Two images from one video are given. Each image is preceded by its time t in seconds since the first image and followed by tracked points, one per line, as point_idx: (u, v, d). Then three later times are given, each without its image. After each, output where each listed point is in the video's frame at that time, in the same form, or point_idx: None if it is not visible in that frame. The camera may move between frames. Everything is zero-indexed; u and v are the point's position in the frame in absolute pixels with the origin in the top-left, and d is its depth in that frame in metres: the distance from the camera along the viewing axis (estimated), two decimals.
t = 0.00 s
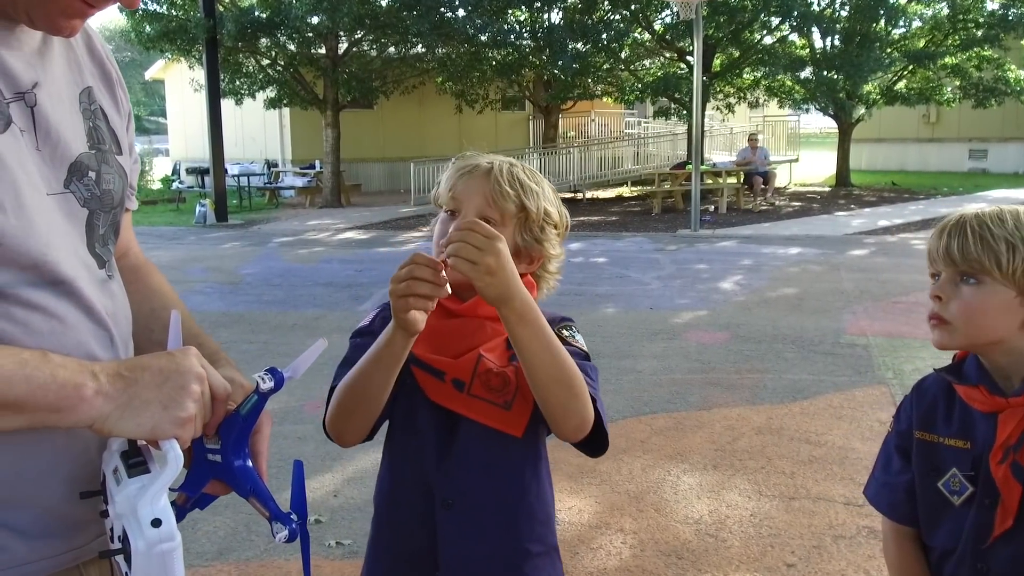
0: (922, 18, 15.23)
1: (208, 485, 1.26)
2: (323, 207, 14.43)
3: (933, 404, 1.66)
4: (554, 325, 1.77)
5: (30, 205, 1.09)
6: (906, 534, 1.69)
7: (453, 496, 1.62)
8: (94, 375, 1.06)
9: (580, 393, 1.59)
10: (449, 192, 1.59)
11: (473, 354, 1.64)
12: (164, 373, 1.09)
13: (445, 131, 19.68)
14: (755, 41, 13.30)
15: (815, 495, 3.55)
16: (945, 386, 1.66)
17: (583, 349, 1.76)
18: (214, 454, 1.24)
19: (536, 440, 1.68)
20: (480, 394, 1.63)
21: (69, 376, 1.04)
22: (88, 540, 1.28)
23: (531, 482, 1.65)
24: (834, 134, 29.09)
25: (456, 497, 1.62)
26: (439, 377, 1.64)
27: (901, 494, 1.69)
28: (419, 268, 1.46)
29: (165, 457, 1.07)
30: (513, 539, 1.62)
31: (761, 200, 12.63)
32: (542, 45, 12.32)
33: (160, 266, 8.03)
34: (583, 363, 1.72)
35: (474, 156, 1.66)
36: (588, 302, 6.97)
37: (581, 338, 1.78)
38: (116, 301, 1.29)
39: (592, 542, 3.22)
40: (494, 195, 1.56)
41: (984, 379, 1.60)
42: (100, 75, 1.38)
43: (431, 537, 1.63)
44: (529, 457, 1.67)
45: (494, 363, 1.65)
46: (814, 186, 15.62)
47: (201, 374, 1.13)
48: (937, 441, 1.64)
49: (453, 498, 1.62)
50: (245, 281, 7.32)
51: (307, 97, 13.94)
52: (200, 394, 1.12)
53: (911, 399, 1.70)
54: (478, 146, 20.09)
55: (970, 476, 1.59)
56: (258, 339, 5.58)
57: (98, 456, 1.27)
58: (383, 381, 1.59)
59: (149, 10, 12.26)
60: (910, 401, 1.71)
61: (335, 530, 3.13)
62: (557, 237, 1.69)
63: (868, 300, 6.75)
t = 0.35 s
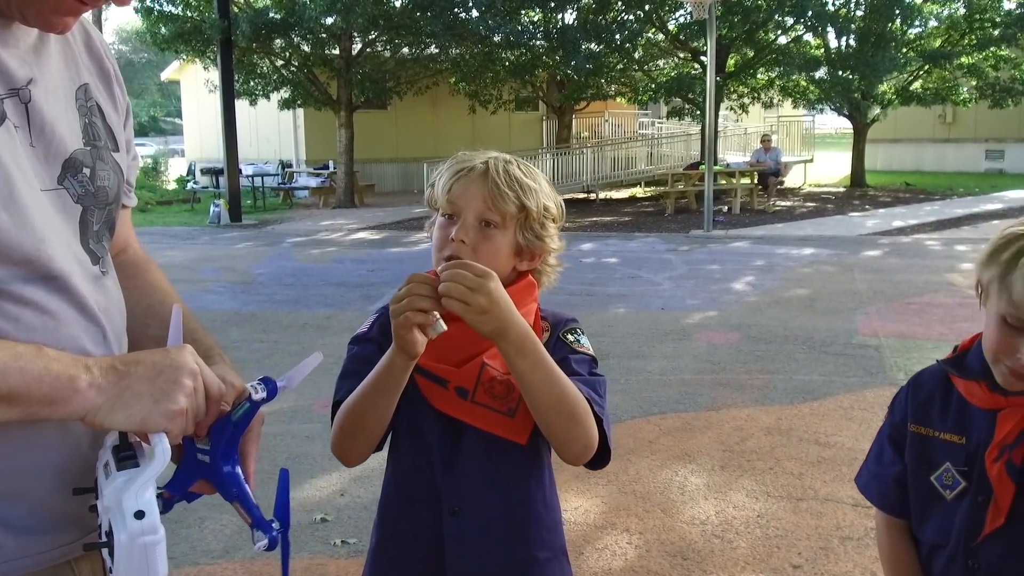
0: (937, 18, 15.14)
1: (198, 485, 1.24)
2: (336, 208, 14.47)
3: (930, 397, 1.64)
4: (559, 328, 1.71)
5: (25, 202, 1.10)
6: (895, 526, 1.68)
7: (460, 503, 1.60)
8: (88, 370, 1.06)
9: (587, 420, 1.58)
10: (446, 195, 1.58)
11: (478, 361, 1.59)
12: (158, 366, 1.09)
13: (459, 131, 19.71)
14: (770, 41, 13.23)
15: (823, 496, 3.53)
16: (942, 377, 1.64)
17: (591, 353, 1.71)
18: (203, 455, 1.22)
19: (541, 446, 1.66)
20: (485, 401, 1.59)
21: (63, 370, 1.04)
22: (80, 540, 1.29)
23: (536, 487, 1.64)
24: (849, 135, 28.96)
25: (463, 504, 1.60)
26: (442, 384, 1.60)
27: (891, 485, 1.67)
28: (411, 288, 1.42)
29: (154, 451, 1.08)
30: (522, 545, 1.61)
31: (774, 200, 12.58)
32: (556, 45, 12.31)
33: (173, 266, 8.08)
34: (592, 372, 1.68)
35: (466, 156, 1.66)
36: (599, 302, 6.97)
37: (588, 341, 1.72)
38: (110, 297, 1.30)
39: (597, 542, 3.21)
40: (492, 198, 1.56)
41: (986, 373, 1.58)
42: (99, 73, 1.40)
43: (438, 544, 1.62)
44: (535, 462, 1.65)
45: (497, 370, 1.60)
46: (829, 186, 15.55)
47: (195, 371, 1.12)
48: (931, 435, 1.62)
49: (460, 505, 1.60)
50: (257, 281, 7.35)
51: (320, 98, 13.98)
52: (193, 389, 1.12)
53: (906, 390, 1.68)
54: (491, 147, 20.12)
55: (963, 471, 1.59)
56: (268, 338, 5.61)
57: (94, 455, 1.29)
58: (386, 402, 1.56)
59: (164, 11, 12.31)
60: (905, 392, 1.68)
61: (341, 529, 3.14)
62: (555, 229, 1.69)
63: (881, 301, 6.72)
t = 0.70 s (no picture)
0: (952, 16, 15.01)
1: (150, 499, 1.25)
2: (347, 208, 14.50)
3: (924, 405, 1.62)
4: (541, 336, 1.68)
5: None
6: (887, 541, 1.65)
7: (438, 518, 1.59)
8: (43, 383, 1.05)
9: (563, 436, 1.56)
10: (421, 200, 1.56)
11: (455, 372, 1.58)
12: (118, 378, 1.10)
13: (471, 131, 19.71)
14: (782, 40, 13.15)
15: (826, 501, 3.49)
16: (938, 387, 1.62)
17: (573, 361, 1.69)
18: (156, 469, 1.23)
19: (519, 460, 1.64)
20: (463, 412, 1.58)
21: (19, 377, 1.03)
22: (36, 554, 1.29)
23: (515, 500, 1.63)
24: (864, 134, 28.76)
25: (441, 519, 1.59)
26: (419, 395, 1.59)
27: (884, 498, 1.64)
28: (384, 303, 1.42)
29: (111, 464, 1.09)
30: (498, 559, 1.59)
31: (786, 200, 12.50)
32: (567, 45, 12.30)
33: (183, 265, 8.11)
34: (574, 382, 1.66)
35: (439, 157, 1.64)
36: (606, 303, 6.95)
37: (569, 349, 1.70)
38: (68, 301, 1.30)
39: (595, 546, 3.19)
40: (469, 202, 1.55)
41: (983, 382, 1.55)
42: (59, 73, 1.40)
43: (416, 557, 1.60)
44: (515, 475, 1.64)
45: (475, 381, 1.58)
46: (842, 186, 15.46)
47: (155, 383, 1.14)
48: (924, 446, 1.60)
49: (437, 518, 1.59)
50: (265, 281, 7.37)
51: (331, 98, 14.01)
52: (152, 400, 1.14)
53: (900, 400, 1.65)
54: (504, 147, 20.11)
55: (957, 484, 1.55)
56: (274, 339, 5.62)
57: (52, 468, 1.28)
58: (361, 414, 1.56)
59: (176, 12, 12.37)
60: (899, 402, 1.66)
61: (338, 532, 3.14)
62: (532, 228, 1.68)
63: (891, 302, 6.67)
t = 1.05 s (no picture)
0: (972, 15, 14.87)
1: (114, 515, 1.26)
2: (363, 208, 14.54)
3: (914, 421, 1.60)
4: (525, 343, 1.67)
5: None
6: (877, 556, 1.64)
7: (423, 529, 1.59)
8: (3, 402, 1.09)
9: (562, 438, 1.56)
10: (389, 211, 1.57)
11: (438, 384, 1.58)
12: (81, 398, 1.13)
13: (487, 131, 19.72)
14: (798, 39, 13.06)
15: (834, 507, 3.46)
16: (929, 402, 1.60)
17: (559, 366, 1.68)
18: (123, 483, 1.24)
19: (507, 469, 1.64)
20: (447, 423, 1.59)
21: None
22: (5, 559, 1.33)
23: (503, 512, 1.63)
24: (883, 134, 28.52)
25: (426, 530, 1.59)
26: (402, 407, 1.60)
27: (874, 514, 1.64)
28: (363, 330, 1.42)
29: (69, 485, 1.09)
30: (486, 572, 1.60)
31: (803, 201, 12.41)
32: (583, 45, 12.27)
33: (197, 266, 8.16)
34: (562, 386, 1.65)
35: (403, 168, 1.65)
36: (619, 305, 6.93)
37: (555, 354, 1.69)
38: (40, 308, 1.34)
39: (599, 552, 3.18)
40: (438, 209, 1.56)
41: (973, 397, 1.53)
42: (35, 80, 1.42)
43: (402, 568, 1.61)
44: (503, 485, 1.64)
45: (458, 392, 1.59)
46: (860, 187, 15.34)
47: (121, 404, 1.16)
48: (914, 461, 1.58)
49: (422, 532, 1.59)
50: (279, 282, 7.41)
51: (347, 98, 14.06)
52: (116, 423, 1.15)
53: (892, 415, 1.64)
54: (520, 147, 20.11)
55: (945, 499, 1.53)
56: (285, 341, 5.65)
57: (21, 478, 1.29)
58: (342, 436, 1.57)
59: (193, 13, 12.47)
60: (891, 417, 1.66)
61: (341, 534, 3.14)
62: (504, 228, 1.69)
63: (906, 304, 6.61)
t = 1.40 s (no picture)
0: (994, 14, 14.73)
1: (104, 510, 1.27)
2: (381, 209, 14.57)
3: (900, 427, 1.61)
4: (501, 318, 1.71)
5: None
6: (862, 563, 1.65)
7: (434, 517, 1.59)
8: None
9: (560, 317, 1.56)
10: (365, 234, 1.62)
11: (423, 373, 1.62)
12: (66, 401, 1.15)
13: (505, 132, 19.75)
14: (818, 40, 12.97)
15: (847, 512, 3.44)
16: (913, 409, 1.61)
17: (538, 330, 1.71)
18: (113, 477, 1.26)
19: (506, 437, 1.65)
20: (439, 409, 1.62)
21: None
22: None
23: (507, 484, 1.63)
24: (905, 134, 28.27)
25: (437, 517, 1.59)
26: (393, 401, 1.62)
27: (859, 521, 1.64)
28: (354, 386, 1.46)
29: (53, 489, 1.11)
30: (504, 548, 1.60)
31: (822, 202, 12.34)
32: (601, 46, 12.26)
33: (215, 266, 8.23)
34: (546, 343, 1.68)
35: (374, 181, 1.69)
36: (634, 307, 6.93)
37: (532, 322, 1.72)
38: (30, 314, 1.37)
39: (607, 555, 3.18)
40: (412, 224, 1.60)
41: (956, 405, 1.54)
42: (29, 87, 1.47)
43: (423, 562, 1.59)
44: (504, 457, 1.64)
45: (445, 377, 1.63)
46: (880, 188, 15.21)
47: (107, 408, 1.18)
48: (898, 468, 1.59)
49: (434, 518, 1.59)
50: (295, 282, 7.46)
51: (365, 99, 14.12)
52: (102, 427, 1.18)
53: (876, 423, 1.65)
54: (538, 148, 20.12)
55: (929, 506, 1.53)
56: (300, 341, 5.70)
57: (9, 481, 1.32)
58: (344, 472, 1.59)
59: (213, 15, 12.59)
60: (876, 425, 1.66)
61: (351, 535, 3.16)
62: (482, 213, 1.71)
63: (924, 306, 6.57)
